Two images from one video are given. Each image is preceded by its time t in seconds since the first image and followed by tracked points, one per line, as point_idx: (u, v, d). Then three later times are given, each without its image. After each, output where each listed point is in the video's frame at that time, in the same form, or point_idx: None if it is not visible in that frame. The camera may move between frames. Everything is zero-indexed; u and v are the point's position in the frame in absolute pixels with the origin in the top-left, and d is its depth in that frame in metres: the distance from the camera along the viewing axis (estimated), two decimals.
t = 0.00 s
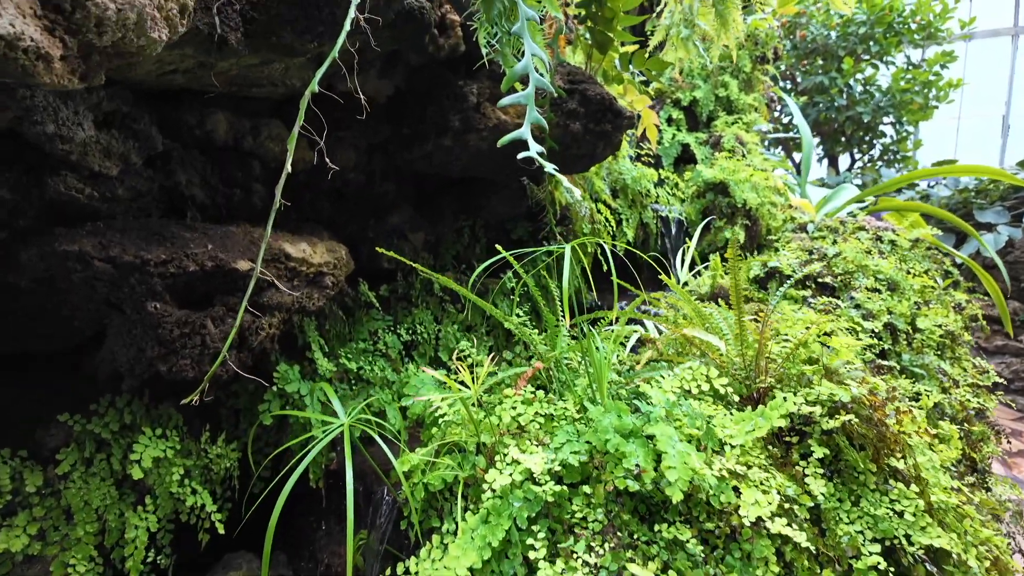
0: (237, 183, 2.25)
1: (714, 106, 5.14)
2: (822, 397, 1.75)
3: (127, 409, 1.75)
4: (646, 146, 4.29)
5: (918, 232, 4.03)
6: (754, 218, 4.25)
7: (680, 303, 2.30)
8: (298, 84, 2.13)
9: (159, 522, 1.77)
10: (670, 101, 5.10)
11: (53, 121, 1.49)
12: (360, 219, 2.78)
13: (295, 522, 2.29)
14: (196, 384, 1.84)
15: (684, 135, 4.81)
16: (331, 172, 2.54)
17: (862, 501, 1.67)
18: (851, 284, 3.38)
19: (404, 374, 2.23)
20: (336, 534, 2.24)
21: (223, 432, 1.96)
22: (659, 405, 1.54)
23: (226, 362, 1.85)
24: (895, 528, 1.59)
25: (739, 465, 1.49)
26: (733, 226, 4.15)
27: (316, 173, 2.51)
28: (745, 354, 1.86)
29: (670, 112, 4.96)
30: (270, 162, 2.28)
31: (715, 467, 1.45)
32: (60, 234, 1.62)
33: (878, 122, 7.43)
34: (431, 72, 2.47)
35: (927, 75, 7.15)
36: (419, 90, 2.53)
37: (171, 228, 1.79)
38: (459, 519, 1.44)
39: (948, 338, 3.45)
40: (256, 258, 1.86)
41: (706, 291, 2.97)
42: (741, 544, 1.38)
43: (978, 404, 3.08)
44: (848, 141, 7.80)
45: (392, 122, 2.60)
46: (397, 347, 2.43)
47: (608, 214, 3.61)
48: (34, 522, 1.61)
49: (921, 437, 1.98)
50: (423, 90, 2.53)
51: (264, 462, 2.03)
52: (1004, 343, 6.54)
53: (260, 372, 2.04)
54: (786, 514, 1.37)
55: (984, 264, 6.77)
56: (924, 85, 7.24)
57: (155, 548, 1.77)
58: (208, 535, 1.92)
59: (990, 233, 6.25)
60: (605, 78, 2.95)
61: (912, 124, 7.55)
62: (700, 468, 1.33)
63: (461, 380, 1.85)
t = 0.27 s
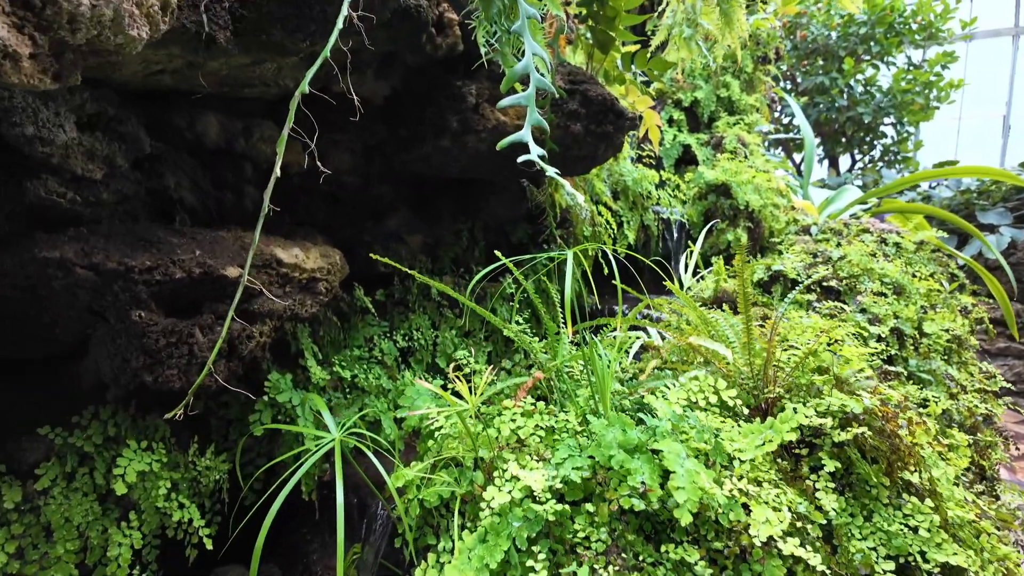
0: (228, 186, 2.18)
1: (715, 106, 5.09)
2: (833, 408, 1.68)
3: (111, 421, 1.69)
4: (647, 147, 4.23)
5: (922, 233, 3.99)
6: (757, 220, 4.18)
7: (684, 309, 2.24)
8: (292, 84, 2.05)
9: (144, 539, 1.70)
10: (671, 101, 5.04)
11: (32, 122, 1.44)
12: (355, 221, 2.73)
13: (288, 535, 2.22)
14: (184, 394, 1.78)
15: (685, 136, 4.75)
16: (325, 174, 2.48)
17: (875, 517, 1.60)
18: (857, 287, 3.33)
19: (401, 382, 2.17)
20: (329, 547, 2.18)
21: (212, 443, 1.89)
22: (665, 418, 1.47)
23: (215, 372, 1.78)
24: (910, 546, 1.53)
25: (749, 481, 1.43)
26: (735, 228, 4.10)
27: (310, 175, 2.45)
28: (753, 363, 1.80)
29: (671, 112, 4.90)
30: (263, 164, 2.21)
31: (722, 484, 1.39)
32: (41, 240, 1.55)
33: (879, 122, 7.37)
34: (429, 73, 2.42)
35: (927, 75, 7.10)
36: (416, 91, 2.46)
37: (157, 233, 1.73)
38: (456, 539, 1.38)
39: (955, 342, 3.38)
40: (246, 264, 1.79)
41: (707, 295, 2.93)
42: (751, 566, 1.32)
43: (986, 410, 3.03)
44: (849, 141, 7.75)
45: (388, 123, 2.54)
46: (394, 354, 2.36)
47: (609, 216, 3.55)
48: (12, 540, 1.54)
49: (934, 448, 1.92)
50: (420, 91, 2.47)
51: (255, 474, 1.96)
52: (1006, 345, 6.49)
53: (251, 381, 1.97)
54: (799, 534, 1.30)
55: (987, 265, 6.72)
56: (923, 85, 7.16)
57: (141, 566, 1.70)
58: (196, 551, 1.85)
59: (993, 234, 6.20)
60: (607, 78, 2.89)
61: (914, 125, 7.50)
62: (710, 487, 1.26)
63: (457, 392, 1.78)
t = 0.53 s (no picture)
0: (213, 179, 2.12)
1: (714, 103, 5.04)
2: (836, 407, 1.63)
3: (87, 421, 1.63)
4: (644, 144, 4.18)
5: (923, 230, 3.93)
6: (756, 218, 4.13)
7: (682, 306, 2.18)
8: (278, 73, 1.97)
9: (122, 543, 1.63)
10: (669, 98, 4.99)
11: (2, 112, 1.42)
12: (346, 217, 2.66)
13: (273, 539, 2.16)
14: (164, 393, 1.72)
15: (683, 133, 4.70)
16: (315, 169, 2.42)
17: (879, 521, 1.54)
18: (857, 285, 3.27)
19: (390, 382, 2.11)
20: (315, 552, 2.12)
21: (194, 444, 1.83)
22: (661, 418, 1.42)
23: (197, 371, 1.71)
24: (915, 550, 1.47)
25: (749, 483, 1.37)
26: (734, 226, 4.05)
27: (299, 170, 2.39)
28: (752, 360, 1.74)
29: (669, 109, 4.85)
30: (249, 157, 2.15)
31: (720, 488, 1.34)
32: (12, 233, 1.49)
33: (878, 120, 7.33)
34: (420, 65, 2.36)
35: (927, 73, 7.06)
36: (407, 83, 2.40)
37: (136, 227, 1.67)
38: (443, 544, 1.32)
39: (958, 341, 3.33)
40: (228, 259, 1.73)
41: (706, 292, 2.88)
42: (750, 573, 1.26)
43: (989, 409, 2.97)
44: (849, 140, 7.70)
45: (379, 116, 2.48)
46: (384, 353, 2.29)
47: (605, 213, 3.50)
48: None
49: (938, 449, 1.86)
50: (412, 84, 2.41)
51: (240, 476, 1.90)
52: (1007, 344, 6.44)
53: (235, 380, 1.91)
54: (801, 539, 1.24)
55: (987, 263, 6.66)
56: (925, 84, 7.16)
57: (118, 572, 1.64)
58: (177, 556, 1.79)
59: (994, 232, 6.15)
60: (603, 71, 2.83)
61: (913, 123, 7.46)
62: (707, 491, 1.20)
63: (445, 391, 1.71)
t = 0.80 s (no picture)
0: (187, 184, 2.07)
1: (709, 104, 4.98)
2: (824, 420, 1.57)
3: (47, 436, 1.59)
4: (637, 145, 4.12)
5: (919, 233, 3.87)
6: (749, 220, 4.08)
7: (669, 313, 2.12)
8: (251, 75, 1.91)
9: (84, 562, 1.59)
10: (663, 99, 4.93)
11: None
12: (328, 220, 2.60)
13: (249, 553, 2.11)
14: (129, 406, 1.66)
15: (677, 134, 4.65)
16: (293, 171, 2.37)
17: (867, 539, 1.48)
18: (851, 289, 3.21)
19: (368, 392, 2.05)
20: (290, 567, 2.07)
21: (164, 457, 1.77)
22: (639, 435, 1.36)
23: (163, 383, 1.65)
24: (904, 571, 1.41)
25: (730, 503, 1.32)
26: (727, 228, 3.99)
27: (277, 173, 2.34)
28: (738, 371, 1.69)
29: (663, 110, 4.79)
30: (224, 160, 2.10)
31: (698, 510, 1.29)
32: None
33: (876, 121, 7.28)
34: (400, 65, 2.29)
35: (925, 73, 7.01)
36: (388, 83, 2.34)
37: (99, 233, 1.61)
38: (410, 567, 1.26)
39: (954, 346, 3.27)
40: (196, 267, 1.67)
41: (697, 297, 2.83)
42: None
43: (984, 416, 2.92)
44: (846, 140, 7.65)
45: (360, 118, 2.42)
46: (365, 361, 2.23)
47: (596, 216, 3.44)
48: None
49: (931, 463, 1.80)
50: (393, 84, 2.34)
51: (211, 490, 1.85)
52: (1005, 346, 6.38)
53: (206, 391, 1.86)
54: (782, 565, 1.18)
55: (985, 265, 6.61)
56: (923, 84, 7.12)
57: None
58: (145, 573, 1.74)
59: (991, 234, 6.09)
60: (592, 72, 2.77)
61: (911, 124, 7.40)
62: (683, 517, 1.14)
63: (419, 405, 1.66)
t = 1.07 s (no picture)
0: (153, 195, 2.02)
1: (700, 108, 4.93)
2: (802, 444, 1.51)
3: None
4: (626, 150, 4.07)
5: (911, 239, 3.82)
6: (739, 226, 4.03)
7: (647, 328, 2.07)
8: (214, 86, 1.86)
9: None
10: (654, 102, 4.87)
11: None
12: (304, 230, 2.55)
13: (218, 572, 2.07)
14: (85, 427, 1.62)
15: (668, 138, 4.60)
16: (265, 180, 2.32)
17: (845, 567, 1.43)
18: (840, 298, 3.16)
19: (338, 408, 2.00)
20: None
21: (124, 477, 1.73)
22: (604, 463, 1.31)
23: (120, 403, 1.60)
24: None
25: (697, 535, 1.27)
26: (716, 235, 3.95)
27: (248, 182, 2.30)
28: (714, 391, 1.63)
29: (653, 114, 4.74)
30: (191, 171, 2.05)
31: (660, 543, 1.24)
32: None
33: (871, 123, 7.22)
34: (376, 71, 2.23)
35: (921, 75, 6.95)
36: (364, 90, 2.28)
37: (52, 248, 1.56)
38: None
39: (944, 355, 3.22)
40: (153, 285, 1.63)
41: (681, 306, 2.78)
42: None
43: (974, 427, 2.86)
44: (842, 142, 7.59)
45: (335, 126, 2.37)
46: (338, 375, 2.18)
47: (581, 223, 3.39)
48: None
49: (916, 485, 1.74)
50: (369, 91, 2.28)
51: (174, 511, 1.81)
52: (1000, 350, 6.33)
53: (169, 410, 1.81)
54: None
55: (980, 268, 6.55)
56: (918, 85, 7.07)
57: None
58: None
59: (986, 238, 6.04)
60: (574, 78, 2.71)
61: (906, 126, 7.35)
62: (643, 556, 1.08)
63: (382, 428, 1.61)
